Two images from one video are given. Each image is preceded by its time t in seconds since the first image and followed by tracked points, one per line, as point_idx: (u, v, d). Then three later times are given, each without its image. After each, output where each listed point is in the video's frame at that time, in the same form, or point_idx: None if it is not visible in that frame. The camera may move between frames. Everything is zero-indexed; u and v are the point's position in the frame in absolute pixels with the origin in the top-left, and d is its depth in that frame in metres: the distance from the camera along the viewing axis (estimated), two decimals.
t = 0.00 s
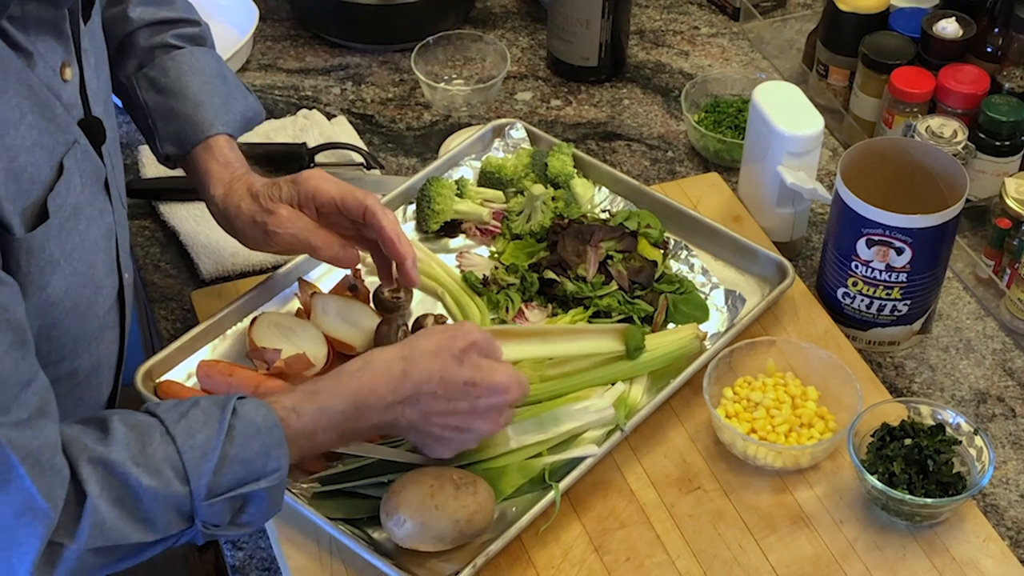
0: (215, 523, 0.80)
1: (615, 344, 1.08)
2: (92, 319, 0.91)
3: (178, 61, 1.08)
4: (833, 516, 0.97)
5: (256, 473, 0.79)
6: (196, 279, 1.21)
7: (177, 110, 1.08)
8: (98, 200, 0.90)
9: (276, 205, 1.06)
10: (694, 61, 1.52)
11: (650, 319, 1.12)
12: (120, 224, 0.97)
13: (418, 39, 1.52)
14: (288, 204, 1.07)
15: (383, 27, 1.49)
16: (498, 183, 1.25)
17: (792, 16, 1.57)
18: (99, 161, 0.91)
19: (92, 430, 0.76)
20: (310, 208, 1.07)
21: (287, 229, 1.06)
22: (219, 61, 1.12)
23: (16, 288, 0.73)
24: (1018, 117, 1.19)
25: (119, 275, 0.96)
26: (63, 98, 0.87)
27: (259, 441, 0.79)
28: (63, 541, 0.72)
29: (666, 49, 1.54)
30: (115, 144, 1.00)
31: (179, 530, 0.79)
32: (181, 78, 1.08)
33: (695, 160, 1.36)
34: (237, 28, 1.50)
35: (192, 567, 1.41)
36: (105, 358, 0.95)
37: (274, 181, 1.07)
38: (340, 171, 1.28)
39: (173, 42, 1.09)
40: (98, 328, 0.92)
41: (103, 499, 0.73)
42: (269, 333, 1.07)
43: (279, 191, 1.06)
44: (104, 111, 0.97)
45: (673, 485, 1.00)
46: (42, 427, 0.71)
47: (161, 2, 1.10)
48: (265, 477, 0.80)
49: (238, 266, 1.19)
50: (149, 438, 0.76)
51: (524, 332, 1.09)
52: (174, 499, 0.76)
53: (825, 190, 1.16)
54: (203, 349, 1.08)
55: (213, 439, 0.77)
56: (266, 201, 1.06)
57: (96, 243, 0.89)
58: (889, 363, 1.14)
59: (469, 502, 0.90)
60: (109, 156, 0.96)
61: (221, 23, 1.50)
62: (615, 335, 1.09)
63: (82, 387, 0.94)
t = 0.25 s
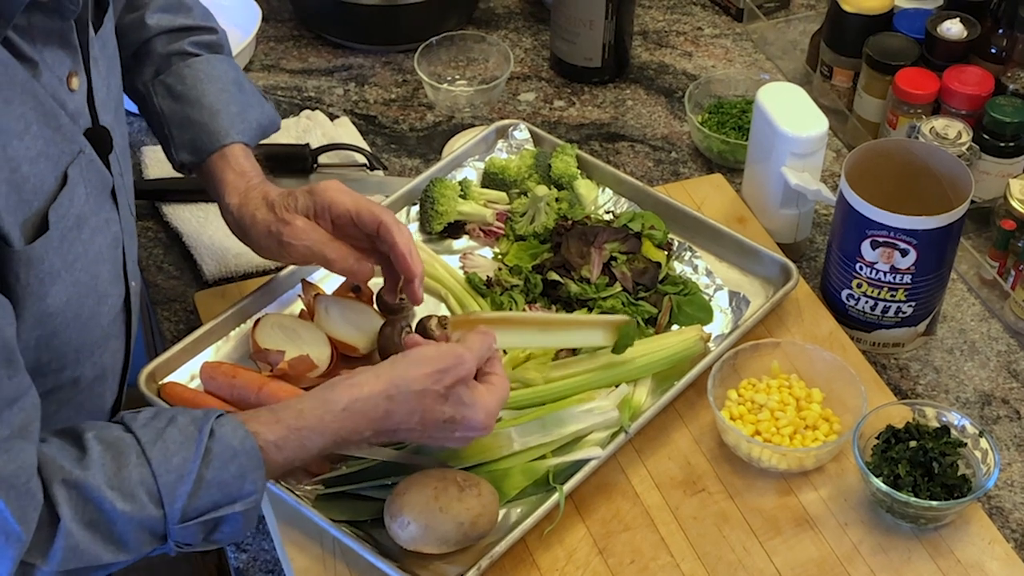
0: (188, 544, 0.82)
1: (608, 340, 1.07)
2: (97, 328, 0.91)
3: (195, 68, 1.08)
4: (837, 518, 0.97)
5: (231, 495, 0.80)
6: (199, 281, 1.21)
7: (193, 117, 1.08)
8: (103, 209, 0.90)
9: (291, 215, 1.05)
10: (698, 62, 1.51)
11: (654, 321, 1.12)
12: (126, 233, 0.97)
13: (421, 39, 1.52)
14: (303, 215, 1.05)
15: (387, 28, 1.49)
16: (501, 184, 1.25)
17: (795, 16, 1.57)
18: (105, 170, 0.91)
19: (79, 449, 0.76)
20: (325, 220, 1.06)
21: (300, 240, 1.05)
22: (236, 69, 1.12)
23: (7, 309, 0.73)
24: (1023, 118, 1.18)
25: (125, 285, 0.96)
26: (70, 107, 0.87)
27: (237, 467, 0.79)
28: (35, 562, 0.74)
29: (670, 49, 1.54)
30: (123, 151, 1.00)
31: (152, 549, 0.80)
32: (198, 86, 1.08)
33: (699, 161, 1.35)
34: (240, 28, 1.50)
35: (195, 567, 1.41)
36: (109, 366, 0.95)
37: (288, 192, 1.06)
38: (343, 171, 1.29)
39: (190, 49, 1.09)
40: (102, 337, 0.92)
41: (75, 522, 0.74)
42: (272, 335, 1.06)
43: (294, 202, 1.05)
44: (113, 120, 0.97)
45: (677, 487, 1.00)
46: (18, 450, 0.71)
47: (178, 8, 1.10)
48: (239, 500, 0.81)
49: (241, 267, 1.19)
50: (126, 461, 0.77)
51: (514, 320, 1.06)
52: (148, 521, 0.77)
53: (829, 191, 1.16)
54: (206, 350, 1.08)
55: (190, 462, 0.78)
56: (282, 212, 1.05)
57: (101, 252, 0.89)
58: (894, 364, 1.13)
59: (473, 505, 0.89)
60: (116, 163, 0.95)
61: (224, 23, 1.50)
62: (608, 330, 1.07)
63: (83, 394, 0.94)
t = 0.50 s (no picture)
0: (185, 531, 0.81)
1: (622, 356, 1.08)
2: (99, 333, 0.91)
3: (236, 54, 1.06)
4: (840, 521, 0.97)
5: (223, 477, 0.80)
6: (202, 283, 1.20)
7: (236, 104, 1.05)
8: (105, 214, 0.90)
9: (358, 202, 1.01)
10: (700, 64, 1.51)
11: (656, 323, 1.12)
12: (127, 237, 0.96)
13: (423, 41, 1.52)
14: (369, 203, 1.01)
15: (389, 30, 1.49)
16: (503, 187, 1.25)
17: (797, 18, 1.56)
18: (107, 175, 0.90)
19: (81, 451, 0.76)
20: (389, 212, 1.02)
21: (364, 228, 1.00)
22: (277, 52, 1.09)
23: (6, 316, 0.73)
24: None
25: (126, 289, 0.96)
26: (72, 113, 0.86)
27: (226, 447, 0.79)
28: (35, 562, 0.74)
29: (672, 51, 1.54)
30: (125, 154, 1.00)
31: (151, 540, 0.80)
32: (242, 72, 1.05)
33: (701, 163, 1.35)
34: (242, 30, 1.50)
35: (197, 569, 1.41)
36: (111, 370, 0.95)
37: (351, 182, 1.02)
38: (345, 173, 1.28)
39: (231, 35, 1.06)
40: (103, 343, 0.92)
41: (71, 517, 0.74)
42: (275, 337, 1.06)
43: (361, 190, 1.02)
44: (114, 124, 0.97)
45: (679, 490, 0.99)
46: (15, 451, 0.72)
47: None
48: (233, 482, 0.81)
49: (242, 269, 1.19)
50: (115, 451, 0.77)
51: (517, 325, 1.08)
52: (143, 510, 0.77)
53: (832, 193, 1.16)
54: (209, 351, 1.08)
55: (179, 447, 0.78)
56: (343, 206, 1.00)
57: (103, 260, 0.89)
58: (896, 366, 1.13)
59: (476, 507, 0.89)
60: (118, 168, 0.95)
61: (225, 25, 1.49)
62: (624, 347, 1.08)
63: (86, 399, 0.94)
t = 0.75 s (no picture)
0: (186, 515, 0.82)
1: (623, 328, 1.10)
2: (101, 336, 0.91)
3: (304, 48, 1.05)
4: (844, 519, 0.96)
5: (219, 458, 0.81)
6: (205, 281, 1.20)
7: (308, 98, 1.05)
8: (108, 218, 0.90)
9: (449, 206, 1.04)
10: (703, 62, 1.51)
11: (660, 322, 1.12)
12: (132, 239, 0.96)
13: (427, 40, 1.52)
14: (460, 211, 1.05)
15: (392, 30, 1.49)
16: (507, 185, 1.25)
17: (800, 17, 1.56)
18: (111, 178, 0.90)
19: (85, 452, 0.76)
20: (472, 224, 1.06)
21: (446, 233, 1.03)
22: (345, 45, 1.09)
23: (6, 317, 0.73)
24: None
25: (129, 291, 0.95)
26: (74, 116, 0.86)
27: (218, 426, 0.80)
28: (41, 554, 0.76)
29: (675, 50, 1.54)
30: (130, 155, 0.99)
31: (152, 525, 0.81)
32: (310, 66, 1.05)
33: (705, 162, 1.35)
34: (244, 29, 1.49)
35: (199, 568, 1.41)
36: (113, 373, 0.95)
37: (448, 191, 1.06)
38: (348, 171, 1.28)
39: (296, 28, 1.06)
40: (106, 344, 0.92)
41: (73, 507, 0.75)
42: (279, 334, 1.06)
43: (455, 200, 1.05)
44: (119, 126, 0.96)
45: (683, 488, 0.99)
46: (16, 445, 0.73)
47: None
48: (228, 462, 0.81)
49: (245, 267, 1.19)
50: (109, 438, 0.78)
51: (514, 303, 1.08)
52: (142, 495, 0.78)
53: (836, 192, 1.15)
54: (213, 349, 1.08)
55: (173, 431, 0.79)
56: (431, 211, 1.03)
57: (105, 262, 0.89)
58: (900, 365, 1.13)
59: (480, 505, 0.89)
60: (123, 171, 0.94)
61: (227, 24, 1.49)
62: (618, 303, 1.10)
63: (87, 401, 0.94)
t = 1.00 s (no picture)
0: (176, 535, 0.83)
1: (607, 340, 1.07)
2: (101, 345, 0.91)
3: (310, 48, 1.05)
4: (843, 520, 0.97)
5: (215, 482, 0.82)
6: (204, 282, 1.21)
7: (313, 98, 1.05)
8: (109, 226, 0.90)
9: (458, 210, 1.04)
10: (702, 63, 1.52)
11: (659, 322, 1.12)
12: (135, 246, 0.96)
13: (427, 41, 1.52)
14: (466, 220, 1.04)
15: (393, 29, 1.49)
16: (506, 186, 1.26)
17: (800, 18, 1.56)
18: (112, 186, 0.90)
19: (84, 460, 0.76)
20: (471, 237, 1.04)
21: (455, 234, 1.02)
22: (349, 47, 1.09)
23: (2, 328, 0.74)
24: None
25: (130, 299, 0.96)
26: (75, 125, 0.86)
27: (216, 452, 0.81)
28: (31, 570, 0.75)
29: (674, 51, 1.54)
30: (134, 163, 0.99)
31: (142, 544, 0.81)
32: (316, 66, 1.05)
33: (704, 163, 1.35)
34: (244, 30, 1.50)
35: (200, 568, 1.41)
36: (112, 382, 0.96)
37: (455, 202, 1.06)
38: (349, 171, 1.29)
39: (302, 29, 1.06)
40: (106, 353, 0.93)
41: (67, 526, 0.75)
42: (278, 336, 1.07)
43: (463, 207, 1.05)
44: (123, 133, 0.96)
45: (682, 489, 1.00)
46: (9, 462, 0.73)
47: None
48: (224, 487, 0.82)
49: (246, 268, 1.20)
50: (107, 458, 0.77)
51: (501, 312, 1.03)
52: (136, 517, 0.78)
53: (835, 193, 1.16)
54: (213, 351, 1.08)
55: (172, 455, 0.79)
56: (442, 213, 1.03)
57: (105, 270, 0.89)
58: (899, 366, 1.13)
59: (479, 506, 0.89)
60: (125, 179, 0.95)
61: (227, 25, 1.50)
62: (596, 336, 1.07)
63: (87, 409, 0.94)
